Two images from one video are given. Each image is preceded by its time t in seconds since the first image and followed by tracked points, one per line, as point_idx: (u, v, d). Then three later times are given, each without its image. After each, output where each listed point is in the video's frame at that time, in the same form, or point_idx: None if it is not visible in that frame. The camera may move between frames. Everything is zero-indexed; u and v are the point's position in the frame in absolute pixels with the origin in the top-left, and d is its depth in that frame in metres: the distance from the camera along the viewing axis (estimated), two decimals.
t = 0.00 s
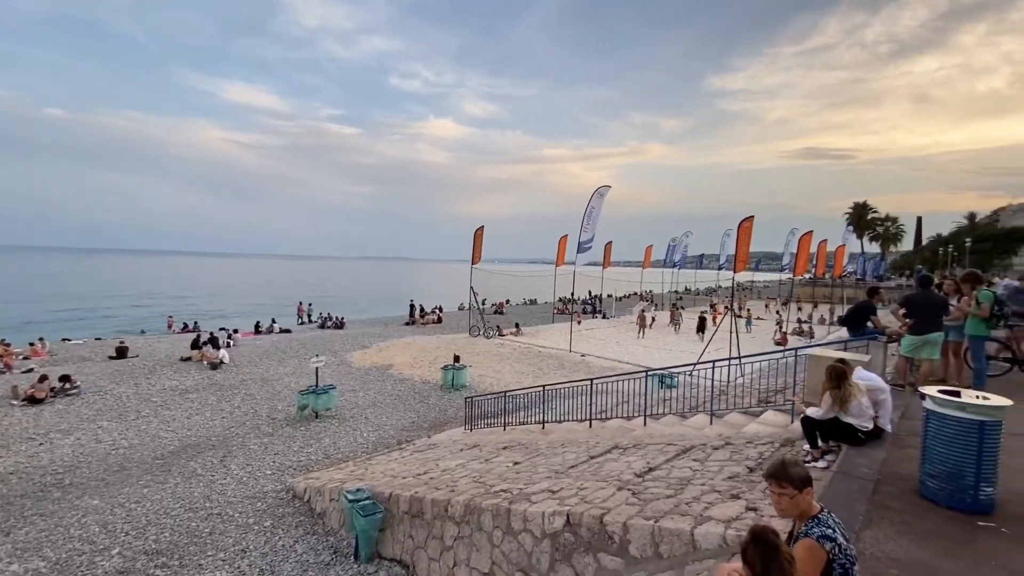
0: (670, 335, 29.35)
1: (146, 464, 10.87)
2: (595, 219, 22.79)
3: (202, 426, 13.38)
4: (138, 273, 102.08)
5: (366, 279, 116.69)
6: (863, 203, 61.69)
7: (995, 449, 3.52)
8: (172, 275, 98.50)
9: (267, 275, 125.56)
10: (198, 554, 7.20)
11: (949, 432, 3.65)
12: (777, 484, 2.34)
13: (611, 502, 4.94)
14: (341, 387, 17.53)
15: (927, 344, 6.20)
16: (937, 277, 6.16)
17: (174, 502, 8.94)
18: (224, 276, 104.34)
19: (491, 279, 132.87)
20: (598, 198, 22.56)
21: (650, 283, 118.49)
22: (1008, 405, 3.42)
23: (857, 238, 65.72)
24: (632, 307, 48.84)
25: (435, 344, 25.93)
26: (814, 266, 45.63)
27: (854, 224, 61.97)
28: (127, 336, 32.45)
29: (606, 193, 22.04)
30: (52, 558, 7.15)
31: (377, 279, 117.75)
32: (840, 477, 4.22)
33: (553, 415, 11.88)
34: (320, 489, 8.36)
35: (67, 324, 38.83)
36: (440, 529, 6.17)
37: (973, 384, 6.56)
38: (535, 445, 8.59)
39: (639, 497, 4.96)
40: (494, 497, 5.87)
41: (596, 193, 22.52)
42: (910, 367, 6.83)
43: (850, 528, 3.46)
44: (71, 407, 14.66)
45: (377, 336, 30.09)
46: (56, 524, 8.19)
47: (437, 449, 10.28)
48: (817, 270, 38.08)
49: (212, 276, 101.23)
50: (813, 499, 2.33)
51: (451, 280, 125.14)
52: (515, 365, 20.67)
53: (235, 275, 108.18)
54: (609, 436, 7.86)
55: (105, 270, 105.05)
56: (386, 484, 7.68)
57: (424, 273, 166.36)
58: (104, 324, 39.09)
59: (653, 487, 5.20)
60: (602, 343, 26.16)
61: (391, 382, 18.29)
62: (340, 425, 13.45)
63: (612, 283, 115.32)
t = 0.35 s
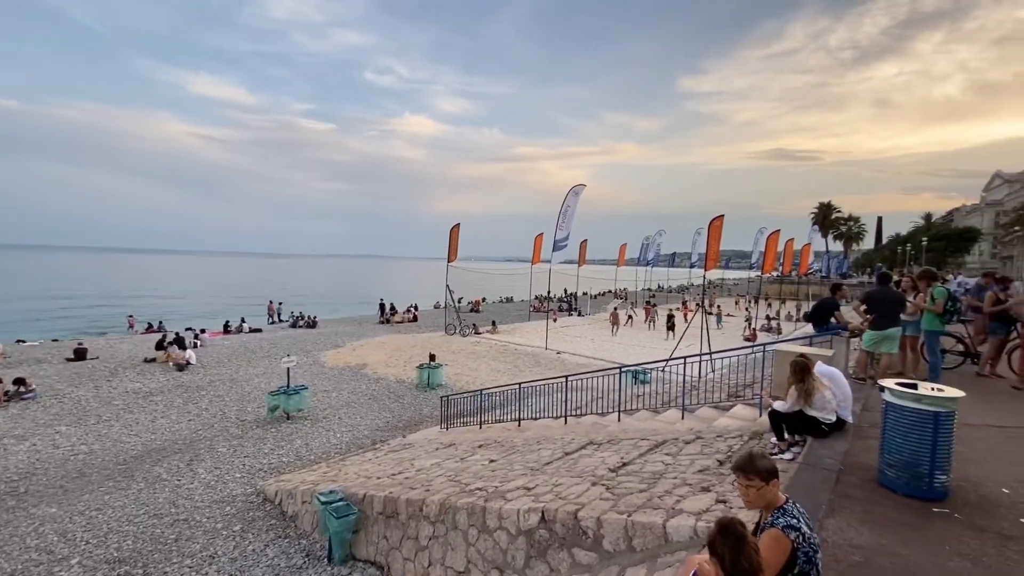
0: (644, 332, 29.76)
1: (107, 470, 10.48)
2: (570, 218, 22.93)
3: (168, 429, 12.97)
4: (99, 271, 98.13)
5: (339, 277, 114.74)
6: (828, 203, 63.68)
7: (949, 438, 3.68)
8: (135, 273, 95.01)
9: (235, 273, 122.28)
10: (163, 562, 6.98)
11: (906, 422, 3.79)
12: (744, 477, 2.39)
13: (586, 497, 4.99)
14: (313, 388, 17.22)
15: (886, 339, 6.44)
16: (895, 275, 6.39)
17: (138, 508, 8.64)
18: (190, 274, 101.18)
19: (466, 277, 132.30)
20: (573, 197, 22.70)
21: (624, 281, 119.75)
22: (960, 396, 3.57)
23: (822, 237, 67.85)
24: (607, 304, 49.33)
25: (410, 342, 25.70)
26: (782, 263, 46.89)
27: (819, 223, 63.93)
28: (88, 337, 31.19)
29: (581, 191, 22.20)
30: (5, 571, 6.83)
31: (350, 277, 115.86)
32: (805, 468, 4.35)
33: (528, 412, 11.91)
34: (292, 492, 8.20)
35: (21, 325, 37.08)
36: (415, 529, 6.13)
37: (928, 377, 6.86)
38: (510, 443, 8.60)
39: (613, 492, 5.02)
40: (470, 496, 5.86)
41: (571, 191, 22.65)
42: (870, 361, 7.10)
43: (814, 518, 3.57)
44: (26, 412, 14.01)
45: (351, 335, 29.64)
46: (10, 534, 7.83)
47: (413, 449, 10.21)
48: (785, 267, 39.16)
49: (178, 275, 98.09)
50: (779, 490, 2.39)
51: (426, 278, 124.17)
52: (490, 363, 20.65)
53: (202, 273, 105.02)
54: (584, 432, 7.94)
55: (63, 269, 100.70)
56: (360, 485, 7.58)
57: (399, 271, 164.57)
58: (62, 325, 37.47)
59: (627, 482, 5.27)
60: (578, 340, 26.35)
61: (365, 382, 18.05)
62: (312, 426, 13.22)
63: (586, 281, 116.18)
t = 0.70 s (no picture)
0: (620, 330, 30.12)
1: (68, 477, 10.08)
2: (547, 217, 23.03)
3: (133, 434, 12.56)
4: (58, 271, 94.20)
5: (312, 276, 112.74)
6: (796, 203, 65.48)
7: (909, 429, 3.82)
8: (98, 273, 91.74)
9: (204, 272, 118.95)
10: (129, 571, 6.76)
11: (870, 414, 3.93)
12: (716, 471, 2.44)
13: (563, 494, 5.02)
14: (287, 389, 16.91)
15: (851, 335, 6.66)
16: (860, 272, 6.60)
17: (102, 516, 8.35)
18: (157, 273, 98.21)
19: (443, 276, 131.70)
20: (550, 196, 22.81)
21: (600, 280, 120.97)
22: (920, 389, 3.72)
23: (791, 236, 69.73)
24: (583, 302, 49.73)
25: (387, 342, 25.46)
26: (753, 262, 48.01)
27: (788, 223, 65.66)
28: (46, 339, 29.89)
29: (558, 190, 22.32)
30: None
31: (325, 276, 114.02)
32: (776, 461, 4.47)
33: (506, 411, 11.90)
34: (265, 495, 8.04)
35: None
36: (391, 530, 6.08)
37: (890, 370, 7.12)
38: (488, 442, 8.61)
39: (590, 488, 5.07)
40: (447, 495, 5.84)
41: (548, 190, 22.76)
42: (836, 355, 7.33)
43: (783, 509, 3.68)
44: None
45: (326, 335, 29.18)
46: None
47: (389, 449, 10.12)
48: (755, 266, 40.11)
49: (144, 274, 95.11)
50: (750, 483, 2.44)
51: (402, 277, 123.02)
52: (468, 362, 20.60)
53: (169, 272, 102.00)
54: (561, 429, 7.99)
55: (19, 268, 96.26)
56: (334, 487, 7.48)
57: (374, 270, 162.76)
58: (19, 327, 35.84)
59: (603, 478, 5.33)
60: (555, 338, 26.50)
61: (340, 382, 17.80)
62: (285, 428, 12.98)
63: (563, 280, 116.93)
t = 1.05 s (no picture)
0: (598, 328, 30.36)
1: (28, 486, 9.69)
2: (525, 216, 23.05)
3: (98, 439, 12.13)
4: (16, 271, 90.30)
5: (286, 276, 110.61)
6: (768, 203, 66.98)
7: (875, 421, 3.95)
8: (61, 272, 88.45)
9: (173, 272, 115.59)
10: None
11: (838, 408, 4.04)
12: (691, 465, 2.47)
13: (542, 492, 5.03)
14: (260, 391, 16.56)
15: (820, 331, 6.85)
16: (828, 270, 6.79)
17: (65, 526, 8.05)
18: (121, 273, 94.86)
19: (420, 275, 130.80)
20: (529, 195, 22.84)
21: (578, 279, 121.75)
22: (885, 382, 3.84)
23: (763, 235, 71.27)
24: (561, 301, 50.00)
25: (364, 342, 25.14)
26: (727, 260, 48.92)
27: (760, 222, 67.09)
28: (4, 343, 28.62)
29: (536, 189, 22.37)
30: None
31: (299, 276, 111.97)
32: (748, 455, 4.57)
33: (485, 410, 11.87)
34: (238, 500, 7.87)
35: None
36: (369, 533, 6.01)
37: (858, 365, 7.33)
38: (467, 441, 8.58)
39: (568, 485, 5.10)
40: (426, 496, 5.80)
41: (526, 189, 22.78)
42: (806, 351, 7.53)
43: (756, 502, 3.75)
44: None
45: (301, 336, 28.67)
46: None
47: (367, 451, 10.01)
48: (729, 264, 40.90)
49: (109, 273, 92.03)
50: (724, 477, 2.49)
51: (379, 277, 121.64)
52: (446, 361, 20.49)
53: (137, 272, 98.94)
54: (539, 427, 8.02)
55: None
56: (310, 490, 7.36)
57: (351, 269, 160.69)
58: None
59: (582, 475, 5.36)
60: (534, 337, 26.57)
61: (316, 384, 17.51)
62: (260, 431, 12.71)
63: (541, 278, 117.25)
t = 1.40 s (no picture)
0: (578, 326, 30.54)
1: None
2: (504, 215, 23.04)
3: (63, 446, 11.71)
4: None
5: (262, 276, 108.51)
6: (743, 203, 68.26)
7: (845, 416, 4.05)
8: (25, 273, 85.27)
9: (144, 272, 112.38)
10: None
11: (810, 403, 4.14)
12: (668, 462, 2.50)
13: (522, 492, 5.03)
14: (235, 394, 16.21)
15: (792, 329, 7.00)
16: (800, 269, 6.94)
17: (28, 536, 7.75)
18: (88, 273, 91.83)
19: (399, 275, 129.78)
20: (509, 194, 22.84)
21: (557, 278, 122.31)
22: (854, 378, 3.95)
23: (738, 235, 72.62)
24: (541, 300, 50.13)
25: (342, 343, 24.82)
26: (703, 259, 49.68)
27: (735, 222, 68.28)
28: None
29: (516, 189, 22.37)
30: None
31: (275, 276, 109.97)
32: (725, 450, 4.65)
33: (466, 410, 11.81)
34: (211, 506, 7.69)
35: None
36: (347, 536, 5.94)
37: (828, 362, 7.52)
38: (447, 441, 8.54)
39: (549, 484, 5.10)
40: (405, 498, 5.75)
41: (506, 188, 22.77)
42: (780, 348, 7.69)
43: (732, 497, 3.82)
44: None
45: (277, 337, 28.15)
46: None
47: (345, 453, 9.88)
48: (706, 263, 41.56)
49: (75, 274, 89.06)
50: (700, 473, 2.52)
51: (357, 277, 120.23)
52: (426, 362, 20.36)
53: (105, 272, 95.63)
54: (520, 427, 8.03)
55: None
56: (286, 494, 7.23)
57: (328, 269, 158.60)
58: None
59: (562, 473, 5.38)
60: (514, 336, 26.59)
61: (293, 386, 17.21)
62: (235, 435, 12.44)
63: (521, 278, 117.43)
